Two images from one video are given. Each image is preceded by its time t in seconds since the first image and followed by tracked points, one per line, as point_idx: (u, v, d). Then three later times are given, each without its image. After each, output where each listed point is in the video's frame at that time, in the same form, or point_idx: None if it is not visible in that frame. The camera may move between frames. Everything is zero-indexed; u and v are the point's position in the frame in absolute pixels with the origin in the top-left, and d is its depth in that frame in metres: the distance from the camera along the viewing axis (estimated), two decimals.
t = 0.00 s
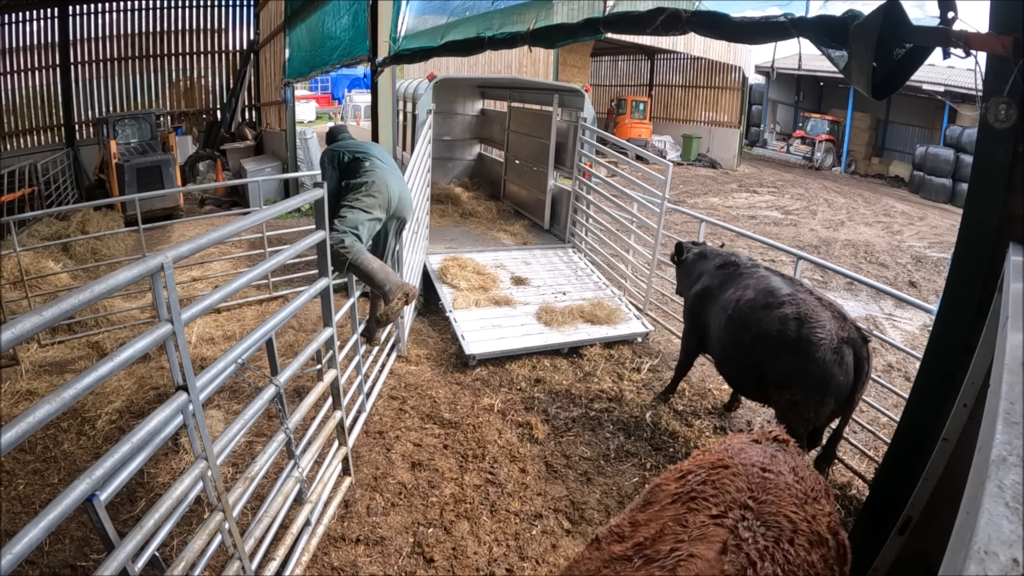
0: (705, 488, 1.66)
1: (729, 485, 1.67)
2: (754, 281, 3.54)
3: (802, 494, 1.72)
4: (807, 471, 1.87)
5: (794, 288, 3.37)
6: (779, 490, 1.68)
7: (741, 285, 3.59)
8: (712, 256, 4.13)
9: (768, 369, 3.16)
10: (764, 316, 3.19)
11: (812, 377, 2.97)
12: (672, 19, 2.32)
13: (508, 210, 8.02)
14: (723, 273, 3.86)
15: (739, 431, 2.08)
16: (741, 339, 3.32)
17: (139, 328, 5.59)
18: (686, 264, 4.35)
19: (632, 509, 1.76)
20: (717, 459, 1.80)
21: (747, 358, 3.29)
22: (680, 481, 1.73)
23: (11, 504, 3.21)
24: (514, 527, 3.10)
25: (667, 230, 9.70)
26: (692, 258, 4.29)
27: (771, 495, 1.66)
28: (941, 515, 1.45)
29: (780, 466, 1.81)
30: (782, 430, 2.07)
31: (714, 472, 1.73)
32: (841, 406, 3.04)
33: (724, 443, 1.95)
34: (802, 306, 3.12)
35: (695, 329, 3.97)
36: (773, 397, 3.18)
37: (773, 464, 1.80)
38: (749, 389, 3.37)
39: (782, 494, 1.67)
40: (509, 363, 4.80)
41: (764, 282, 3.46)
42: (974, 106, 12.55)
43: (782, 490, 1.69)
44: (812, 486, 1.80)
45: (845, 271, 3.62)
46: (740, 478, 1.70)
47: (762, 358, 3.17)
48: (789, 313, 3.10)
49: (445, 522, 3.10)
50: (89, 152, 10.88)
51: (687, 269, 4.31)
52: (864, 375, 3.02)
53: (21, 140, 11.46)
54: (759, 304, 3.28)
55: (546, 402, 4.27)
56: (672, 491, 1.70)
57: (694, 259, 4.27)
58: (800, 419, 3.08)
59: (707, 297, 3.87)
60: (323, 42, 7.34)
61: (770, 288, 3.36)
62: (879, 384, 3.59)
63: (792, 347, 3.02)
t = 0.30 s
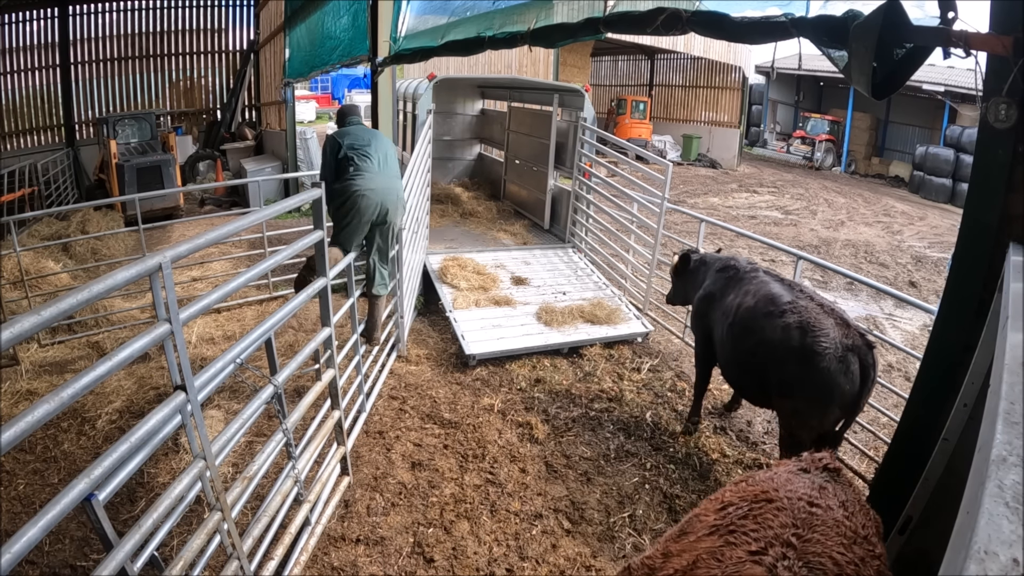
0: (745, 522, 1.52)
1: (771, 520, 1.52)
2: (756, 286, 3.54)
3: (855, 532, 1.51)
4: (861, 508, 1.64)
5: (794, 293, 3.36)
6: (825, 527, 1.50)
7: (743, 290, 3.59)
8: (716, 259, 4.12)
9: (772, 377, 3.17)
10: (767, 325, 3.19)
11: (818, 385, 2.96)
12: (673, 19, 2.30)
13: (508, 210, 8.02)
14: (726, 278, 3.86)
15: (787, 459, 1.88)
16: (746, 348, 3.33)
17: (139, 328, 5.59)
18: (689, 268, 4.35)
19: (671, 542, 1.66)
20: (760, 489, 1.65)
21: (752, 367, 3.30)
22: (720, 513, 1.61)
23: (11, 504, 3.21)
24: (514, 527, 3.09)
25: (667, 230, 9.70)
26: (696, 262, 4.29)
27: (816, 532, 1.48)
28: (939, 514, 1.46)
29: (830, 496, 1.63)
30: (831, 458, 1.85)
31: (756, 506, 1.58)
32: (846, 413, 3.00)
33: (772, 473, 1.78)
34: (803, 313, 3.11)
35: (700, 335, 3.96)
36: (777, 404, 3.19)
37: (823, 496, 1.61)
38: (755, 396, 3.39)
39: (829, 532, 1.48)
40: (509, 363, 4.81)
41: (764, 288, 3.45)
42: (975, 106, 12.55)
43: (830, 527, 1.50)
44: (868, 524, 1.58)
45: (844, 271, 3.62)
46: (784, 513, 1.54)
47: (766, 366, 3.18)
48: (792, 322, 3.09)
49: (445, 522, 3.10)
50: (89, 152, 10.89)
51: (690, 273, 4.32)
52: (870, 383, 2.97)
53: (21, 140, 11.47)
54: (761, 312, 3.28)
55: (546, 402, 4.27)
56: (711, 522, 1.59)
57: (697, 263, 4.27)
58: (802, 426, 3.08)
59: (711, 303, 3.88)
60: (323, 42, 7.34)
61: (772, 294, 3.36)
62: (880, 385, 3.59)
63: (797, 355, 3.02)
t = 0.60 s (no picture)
0: (767, 539, 1.33)
1: (795, 538, 1.31)
2: (758, 291, 3.52)
3: (885, 561, 1.28)
4: (892, 534, 1.40)
5: (805, 297, 3.37)
6: (852, 550, 1.28)
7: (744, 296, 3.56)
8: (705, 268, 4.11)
9: (783, 385, 3.16)
10: (779, 330, 3.16)
11: (836, 393, 2.99)
12: (673, 19, 2.30)
13: (508, 210, 8.02)
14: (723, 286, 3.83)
15: (820, 473, 1.65)
16: (753, 355, 3.30)
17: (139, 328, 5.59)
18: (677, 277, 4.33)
19: (688, 553, 1.48)
20: (787, 503, 1.44)
21: (760, 373, 3.27)
22: (743, 523, 1.42)
23: (11, 504, 3.21)
24: (514, 527, 3.10)
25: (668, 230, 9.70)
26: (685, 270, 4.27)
27: (841, 555, 1.27)
28: (940, 513, 1.45)
29: (867, 518, 1.40)
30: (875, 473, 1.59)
31: (781, 521, 1.37)
32: (860, 417, 3.07)
33: (801, 485, 1.56)
34: (817, 318, 3.12)
35: (700, 340, 3.92)
36: (787, 411, 3.19)
37: (853, 517, 1.39)
38: (761, 403, 3.38)
39: (856, 556, 1.26)
40: (509, 363, 4.81)
41: (771, 292, 3.44)
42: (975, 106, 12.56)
43: (858, 550, 1.28)
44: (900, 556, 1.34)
45: (844, 271, 3.62)
46: (810, 531, 1.33)
47: (778, 373, 3.16)
48: (807, 327, 3.09)
49: (445, 522, 3.10)
50: (89, 152, 10.89)
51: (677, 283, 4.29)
52: (884, 388, 3.05)
53: (21, 140, 11.47)
54: (770, 318, 3.27)
55: (546, 402, 4.27)
56: (731, 534, 1.40)
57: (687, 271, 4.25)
58: (811, 430, 3.14)
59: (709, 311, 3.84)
60: (323, 42, 7.35)
61: (779, 299, 3.35)
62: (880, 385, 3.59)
63: (814, 362, 3.01)
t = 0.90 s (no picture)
0: (770, 547, 1.33)
1: (798, 547, 1.33)
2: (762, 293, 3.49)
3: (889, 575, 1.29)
4: (902, 547, 1.40)
5: (813, 298, 3.36)
6: (856, 565, 1.29)
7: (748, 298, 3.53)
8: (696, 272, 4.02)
9: (793, 387, 3.16)
10: (790, 332, 3.16)
11: (847, 396, 3.00)
12: (672, 18, 2.30)
13: (508, 210, 8.02)
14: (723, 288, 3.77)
15: (832, 478, 1.65)
16: (764, 356, 3.28)
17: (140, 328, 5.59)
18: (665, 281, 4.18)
19: (691, 558, 1.48)
20: (795, 510, 1.45)
21: (770, 375, 3.26)
22: (747, 529, 1.43)
23: (11, 504, 3.21)
24: (514, 527, 3.10)
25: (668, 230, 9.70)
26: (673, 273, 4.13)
27: (844, 568, 1.28)
28: (941, 512, 1.45)
29: (872, 529, 1.41)
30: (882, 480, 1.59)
31: (786, 528, 1.38)
32: (869, 418, 3.10)
33: (811, 490, 1.56)
34: (828, 320, 3.13)
35: (701, 344, 3.86)
36: (795, 413, 3.20)
37: (861, 528, 1.40)
38: (768, 407, 3.37)
39: (860, 570, 1.28)
40: (509, 363, 4.81)
41: (777, 292, 3.42)
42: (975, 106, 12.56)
43: (862, 563, 1.30)
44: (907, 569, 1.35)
45: (844, 271, 3.62)
46: (814, 542, 1.34)
47: (789, 375, 3.15)
48: (819, 329, 3.09)
49: (445, 522, 3.10)
50: (89, 152, 10.89)
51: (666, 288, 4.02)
52: (894, 389, 3.09)
53: (21, 140, 11.46)
54: (780, 319, 3.25)
55: (546, 402, 4.27)
56: (735, 541, 1.40)
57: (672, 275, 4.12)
58: (816, 428, 3.15)
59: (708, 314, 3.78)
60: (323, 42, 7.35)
61: (787, 300, 3.34)
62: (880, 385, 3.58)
63: (825, 365, 3.01)
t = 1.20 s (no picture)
0: (760, 553, 1.31)
1: (788, 553, 1.31)
2: (761, 295, 3.42)
3: None
4: (898, 548, 1.39)
5: (813, 297, 3.36)
6: (847, 570, 1.28)
7: (748, 301, 3.43)
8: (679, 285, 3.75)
9: (803, 387, 3.14)
10: (799, 332, 3.14)
11: (853, 392, 3.05)
12: (673, 18, 2.29)
13: (508, 210, 8.02)
14: (716, 296, 3.57)
15: (827, 478, 1.64)
16: (774, 360, 3.21)
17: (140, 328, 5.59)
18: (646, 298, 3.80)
19: (681, 563, 1.47)
20: (786, 513, 1.43)
21: (780, 378, 3.20)
22: (737, 534, 1.40)
23: (11, 504, 3.21)
24: (514, 527, 3.09)
25: (668, 230, 9.71)
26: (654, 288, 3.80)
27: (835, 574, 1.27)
28: (941, 514, 1.44)
29: (862, 530, 1.39)
30: (874, 480, 1.58)
31: (776, 532, 1.37)
32: (873, 415, 3.18)
33: (804, 492, 1.55)
34: (835, 319, 3.16)
35: (696, 357, 3.59)
36: (802, 414, 3.20)
37: (853, 531, 1.38)
38: (773, 410, 3.34)
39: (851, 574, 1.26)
40: (509, 363, 4.81)
41: (778, 292, 3.39)
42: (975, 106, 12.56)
43: (852, 568, 1.29)
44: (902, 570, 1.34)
45: (844, 270, 3.62)
46: (804, 546, 1.32)
47: (800, 377, 3.13)
48: (827, 328, 3.12)
49: (445, 522, 3.10)
50: (89, 152, 10.88)
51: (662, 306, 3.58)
52: (898, 388, 3.16)
53: (21, 140, 11.44)
54: (788, 320, 3.22)
55: (546, 402, 4.27)
56: (725, 545, 1.39)
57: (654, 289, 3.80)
58: (822, 425, 3.15)
59: (706, 329, 3.52)
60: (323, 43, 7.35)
61: (790, 299, 3.32)
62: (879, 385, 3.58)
63: (835, 364, 3.04)
